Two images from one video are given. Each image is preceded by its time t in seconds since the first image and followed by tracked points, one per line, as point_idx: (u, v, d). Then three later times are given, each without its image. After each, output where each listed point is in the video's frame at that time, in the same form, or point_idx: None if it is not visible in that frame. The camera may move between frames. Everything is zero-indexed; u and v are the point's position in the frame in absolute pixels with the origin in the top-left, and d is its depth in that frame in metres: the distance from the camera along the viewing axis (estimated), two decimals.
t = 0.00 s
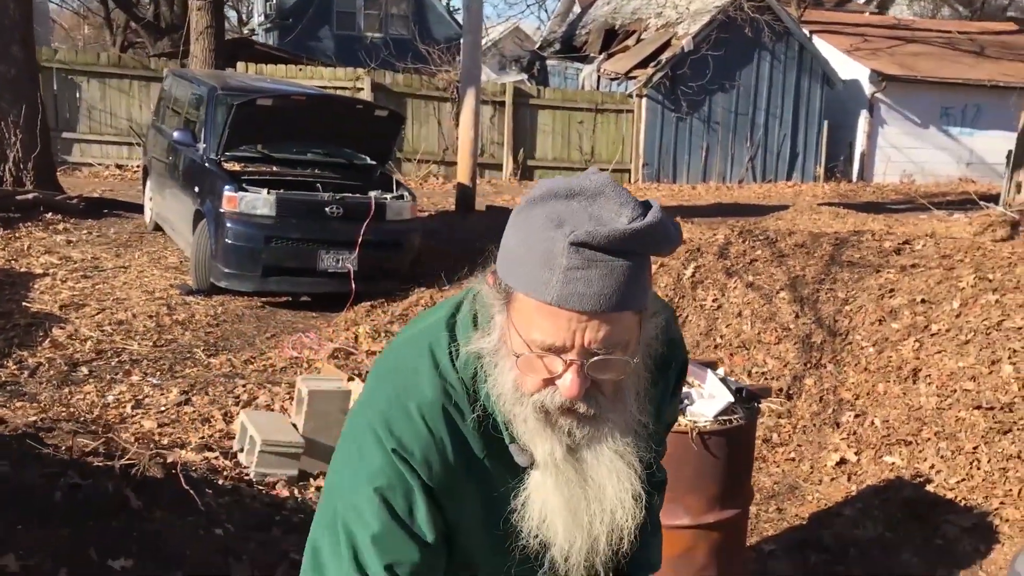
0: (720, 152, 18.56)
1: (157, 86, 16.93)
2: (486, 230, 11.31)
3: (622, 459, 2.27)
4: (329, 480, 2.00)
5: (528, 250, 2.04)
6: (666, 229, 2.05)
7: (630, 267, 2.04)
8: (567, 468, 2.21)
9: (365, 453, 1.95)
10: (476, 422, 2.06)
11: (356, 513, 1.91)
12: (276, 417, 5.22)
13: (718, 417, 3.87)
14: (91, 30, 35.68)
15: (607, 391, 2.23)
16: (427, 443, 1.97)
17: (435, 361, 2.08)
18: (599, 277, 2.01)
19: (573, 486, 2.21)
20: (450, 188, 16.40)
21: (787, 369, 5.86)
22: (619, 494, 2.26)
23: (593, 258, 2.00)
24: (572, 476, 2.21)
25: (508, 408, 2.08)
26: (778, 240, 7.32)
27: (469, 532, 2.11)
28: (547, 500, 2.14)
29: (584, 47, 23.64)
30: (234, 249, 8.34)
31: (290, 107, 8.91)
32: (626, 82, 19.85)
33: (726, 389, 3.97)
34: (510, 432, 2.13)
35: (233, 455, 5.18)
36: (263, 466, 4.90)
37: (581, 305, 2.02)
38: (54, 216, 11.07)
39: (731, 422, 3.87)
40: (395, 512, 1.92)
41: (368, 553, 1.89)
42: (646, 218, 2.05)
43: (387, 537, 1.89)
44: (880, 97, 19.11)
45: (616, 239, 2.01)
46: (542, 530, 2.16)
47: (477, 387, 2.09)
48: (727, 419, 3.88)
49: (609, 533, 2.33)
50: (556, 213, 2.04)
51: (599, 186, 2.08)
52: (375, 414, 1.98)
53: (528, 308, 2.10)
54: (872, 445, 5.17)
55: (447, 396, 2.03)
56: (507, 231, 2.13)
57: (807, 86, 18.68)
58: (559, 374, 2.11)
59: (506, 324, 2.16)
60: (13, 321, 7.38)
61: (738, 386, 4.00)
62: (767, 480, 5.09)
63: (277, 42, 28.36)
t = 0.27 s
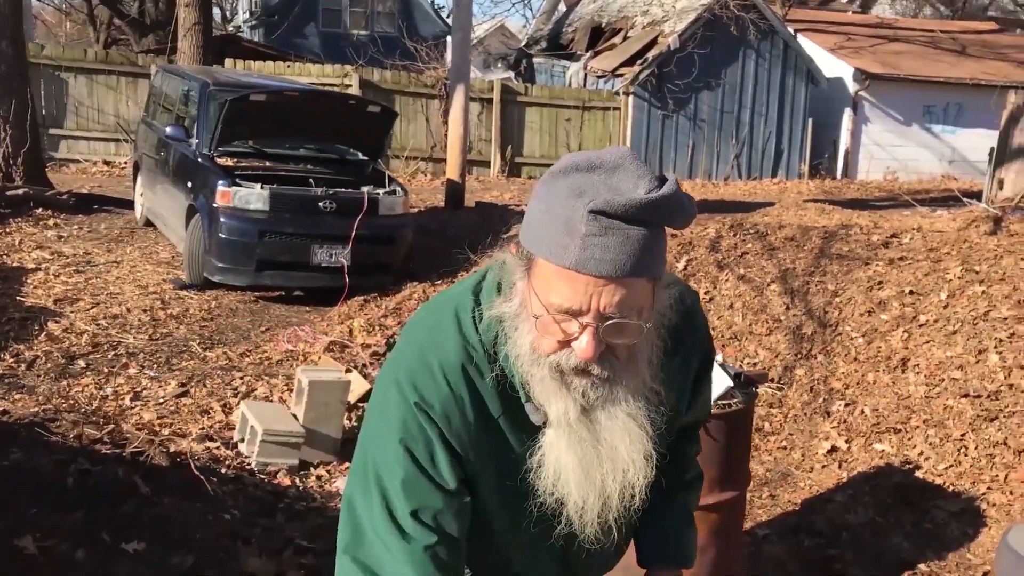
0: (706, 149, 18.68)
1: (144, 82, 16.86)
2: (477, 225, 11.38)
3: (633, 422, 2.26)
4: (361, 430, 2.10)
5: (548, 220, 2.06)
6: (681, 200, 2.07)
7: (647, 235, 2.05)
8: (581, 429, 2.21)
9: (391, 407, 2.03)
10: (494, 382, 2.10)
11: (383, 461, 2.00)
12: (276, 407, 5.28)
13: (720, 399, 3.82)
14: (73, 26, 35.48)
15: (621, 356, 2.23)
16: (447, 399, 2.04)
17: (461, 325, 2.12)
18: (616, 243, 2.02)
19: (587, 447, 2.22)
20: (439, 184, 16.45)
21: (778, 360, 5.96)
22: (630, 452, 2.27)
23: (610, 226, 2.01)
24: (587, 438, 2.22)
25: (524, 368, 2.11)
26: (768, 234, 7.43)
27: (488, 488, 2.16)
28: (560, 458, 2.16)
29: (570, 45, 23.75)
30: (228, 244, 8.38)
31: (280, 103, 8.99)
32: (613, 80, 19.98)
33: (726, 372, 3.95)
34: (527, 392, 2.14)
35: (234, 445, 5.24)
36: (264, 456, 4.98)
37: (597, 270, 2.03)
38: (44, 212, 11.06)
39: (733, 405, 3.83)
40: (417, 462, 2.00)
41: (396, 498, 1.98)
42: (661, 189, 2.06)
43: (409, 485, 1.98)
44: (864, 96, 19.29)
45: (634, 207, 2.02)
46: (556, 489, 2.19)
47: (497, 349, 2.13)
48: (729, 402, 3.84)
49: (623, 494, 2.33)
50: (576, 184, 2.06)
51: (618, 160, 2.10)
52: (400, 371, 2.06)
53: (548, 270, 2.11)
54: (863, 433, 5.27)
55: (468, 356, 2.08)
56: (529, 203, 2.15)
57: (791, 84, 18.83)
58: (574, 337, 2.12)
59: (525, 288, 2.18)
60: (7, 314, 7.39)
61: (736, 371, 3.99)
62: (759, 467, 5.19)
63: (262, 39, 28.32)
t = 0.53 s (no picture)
0: (690, 148, 18.81)
1: (130, 80, 16.83)
2: (465, 223, 11.46)
3: (607, 425, 2.22)
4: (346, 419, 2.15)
5: (517, 222, 2.10)
6: (649, 200, 2.08)
7: (616, 235, 2.07)
8: (553, 430, 2.20)
9: (368, 396, 2.08)
10: (469, 378, 2.12)
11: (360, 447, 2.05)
12: (273, 403, 5.33)
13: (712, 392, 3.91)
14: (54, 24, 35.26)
15: (594, 356, 2.23)
16: (420, 391, 2.06)
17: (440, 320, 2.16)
18: (582, 242, 2.04)
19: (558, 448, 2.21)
20: (426, 183, 16.52)
21: (765, 355, 6.07)
22: (602, 456, 2.23)
23: (576, 225, 2.04)
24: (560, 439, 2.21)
25: (498, 366, 2.13)
26: (755, 231, 7.56)
27: (464, 489, 2.15)
28: (531, 457, 2.16)
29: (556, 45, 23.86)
30: (219, 242, 8.42)
31: (274, 101, 9.00)
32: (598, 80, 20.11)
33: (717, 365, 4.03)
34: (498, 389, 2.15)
35: (231, 440, 5.31)
36: (261, 450, 5.04)
37: (564, 269, 2.06)
38: (32, 210, 11.06)
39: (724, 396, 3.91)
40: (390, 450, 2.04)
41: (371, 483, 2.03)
42: (628, 189, 2.08)
43: (381, 472, 2.02)
44: (847, 96, 19.48)
45: (600, 208, 2.04)
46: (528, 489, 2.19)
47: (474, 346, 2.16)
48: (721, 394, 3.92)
49: (602, 502, 2.29)
50: (545, 185, 2.10)
51: (586, 160, 2.13)
52: (379, 362, 2.11)
53: (519, 271, 2.14)
54: (848, 426, 5.39)
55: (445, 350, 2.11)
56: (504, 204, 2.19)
57: (775, 84, 18.97)
58: (544, 338, 2.14)
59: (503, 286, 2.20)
60: None
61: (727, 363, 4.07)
62: (748, 459, 5.30)
63: (247, 37, 28.28)
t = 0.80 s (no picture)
0: (676, 147, 18.91)
1: (116, 77, 16.78)
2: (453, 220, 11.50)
3: (567, 431, 2.20)
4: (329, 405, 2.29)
5: (471, 226, 2.07)
6: (602, 199, 2.01)
7: (570, 238, 2.01)
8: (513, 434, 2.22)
9: (339, 386, 2.19)
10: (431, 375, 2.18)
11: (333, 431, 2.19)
12: (267, 397, 5.39)
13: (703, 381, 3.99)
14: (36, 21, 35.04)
15: (554, 360, 2.19)
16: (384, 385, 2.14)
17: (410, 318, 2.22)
18: (533, 247, 1.99)
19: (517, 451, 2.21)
20: (414, 181, 16.55)
21: (753, 348, 6.14)
22: (563, 463, 2.21)
23: (525, 230, 1.99)
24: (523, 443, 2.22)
25: (457, 369, 2.16)
26: (742, 227, 7.65)
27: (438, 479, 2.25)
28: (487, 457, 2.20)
29: (542, 43, 23.92)
30: (209, 238, 8.45)
31: (264, 99, 9.04)
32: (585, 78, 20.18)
33: (708, 354, 4.11)
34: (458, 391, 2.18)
35: (225, 434, 5.35)
36: (256, 443, 5.09)
37: (514, 276, 2.01)
38: (20, 207, 11.04)
39: (715, 385, 4.00)
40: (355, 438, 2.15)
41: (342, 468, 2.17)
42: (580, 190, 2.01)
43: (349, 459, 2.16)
44: (831, 94, 19.61)
45: (551, 211, 1.98)
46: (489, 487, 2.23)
47: (440, 346, 2.20)
48: (712, 383, 4.00)
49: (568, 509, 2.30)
50: (498, 187, 2.06)
51: (540, 159, 2.07)
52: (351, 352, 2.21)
53: (474, 275, 2.11)
54: (835, 417, 5.48)
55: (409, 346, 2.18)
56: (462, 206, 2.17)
57: (760, 83, 19.12)
58: (501, 344, 2.11)
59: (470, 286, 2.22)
60: None
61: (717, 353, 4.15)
62: (737, 451, 5.38)
63: (231, 35, 28.21)
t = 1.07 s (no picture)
0: (664, 144, 18.99)
1: (103, 76, 16.74)
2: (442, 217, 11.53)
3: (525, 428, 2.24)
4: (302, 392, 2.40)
5: (419, 232, 2.09)
6: (544, 201, 2.01)
7: (514, 242, 2.02)
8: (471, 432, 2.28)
9: (309, 376, 2.30)
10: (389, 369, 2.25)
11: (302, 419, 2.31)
12: (260, 391, 5.41)
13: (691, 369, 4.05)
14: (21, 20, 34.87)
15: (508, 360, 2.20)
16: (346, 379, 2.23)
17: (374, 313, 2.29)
18: (477, 252, 2.01)
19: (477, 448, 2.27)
20: (403, 178, 16.57)
21: (740, 341, 6.20)
22: (521, 460, 2.26)
23: (469, 236, 2.01)
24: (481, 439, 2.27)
25: (413, 368, 2.21)
26: (729, 222, 7.72)
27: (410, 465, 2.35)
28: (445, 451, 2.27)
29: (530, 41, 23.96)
30: (199, 235, 8.47)
31: (255, 97, 9.09)
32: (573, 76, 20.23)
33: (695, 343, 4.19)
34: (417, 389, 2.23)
35: (218, 428, 5.39)
36: (249, 436, 5.12)
37: (461, 283, 2.04)
38: (8, 206, 11.03)
39: (703, 372, 4.07)
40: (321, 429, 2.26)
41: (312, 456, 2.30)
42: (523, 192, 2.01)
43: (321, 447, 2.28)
44: (817, 91, 19.70)
45: (492, 217, 1.99)
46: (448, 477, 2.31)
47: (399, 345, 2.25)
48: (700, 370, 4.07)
49: (527, 503, 2.36)
50: (442, 192, 2.08)
51: (480, 161, 2.07)
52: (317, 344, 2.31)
53: (422, 283, 2.13)
54: (821, 408, 5.55)
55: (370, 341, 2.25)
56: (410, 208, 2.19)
57: (747, 81, 19.22)
58: (453, 345, 2.15)
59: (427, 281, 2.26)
60: None
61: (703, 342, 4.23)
62: (725, 442, 5.45)
63: (218, 33, 28.16)
